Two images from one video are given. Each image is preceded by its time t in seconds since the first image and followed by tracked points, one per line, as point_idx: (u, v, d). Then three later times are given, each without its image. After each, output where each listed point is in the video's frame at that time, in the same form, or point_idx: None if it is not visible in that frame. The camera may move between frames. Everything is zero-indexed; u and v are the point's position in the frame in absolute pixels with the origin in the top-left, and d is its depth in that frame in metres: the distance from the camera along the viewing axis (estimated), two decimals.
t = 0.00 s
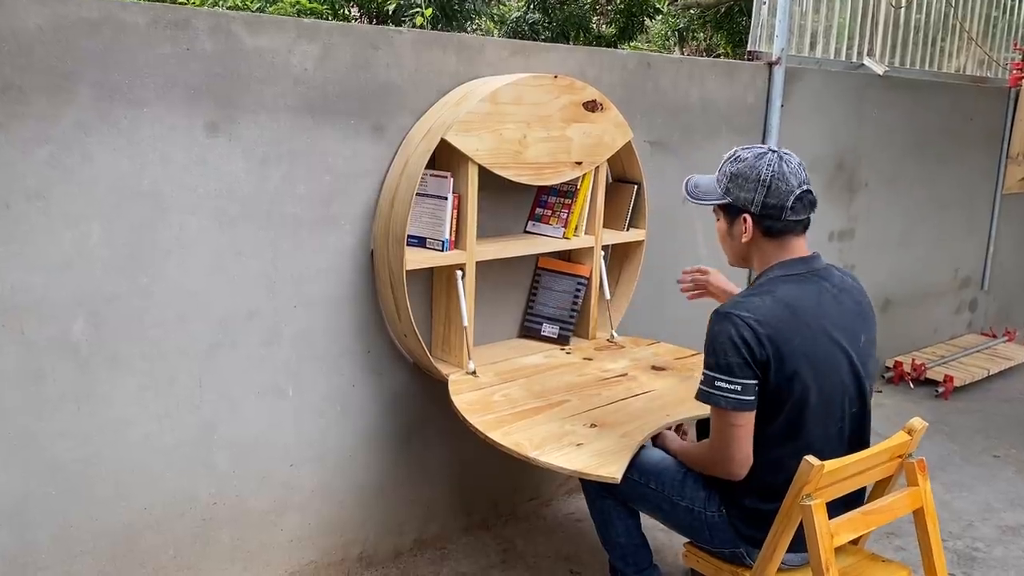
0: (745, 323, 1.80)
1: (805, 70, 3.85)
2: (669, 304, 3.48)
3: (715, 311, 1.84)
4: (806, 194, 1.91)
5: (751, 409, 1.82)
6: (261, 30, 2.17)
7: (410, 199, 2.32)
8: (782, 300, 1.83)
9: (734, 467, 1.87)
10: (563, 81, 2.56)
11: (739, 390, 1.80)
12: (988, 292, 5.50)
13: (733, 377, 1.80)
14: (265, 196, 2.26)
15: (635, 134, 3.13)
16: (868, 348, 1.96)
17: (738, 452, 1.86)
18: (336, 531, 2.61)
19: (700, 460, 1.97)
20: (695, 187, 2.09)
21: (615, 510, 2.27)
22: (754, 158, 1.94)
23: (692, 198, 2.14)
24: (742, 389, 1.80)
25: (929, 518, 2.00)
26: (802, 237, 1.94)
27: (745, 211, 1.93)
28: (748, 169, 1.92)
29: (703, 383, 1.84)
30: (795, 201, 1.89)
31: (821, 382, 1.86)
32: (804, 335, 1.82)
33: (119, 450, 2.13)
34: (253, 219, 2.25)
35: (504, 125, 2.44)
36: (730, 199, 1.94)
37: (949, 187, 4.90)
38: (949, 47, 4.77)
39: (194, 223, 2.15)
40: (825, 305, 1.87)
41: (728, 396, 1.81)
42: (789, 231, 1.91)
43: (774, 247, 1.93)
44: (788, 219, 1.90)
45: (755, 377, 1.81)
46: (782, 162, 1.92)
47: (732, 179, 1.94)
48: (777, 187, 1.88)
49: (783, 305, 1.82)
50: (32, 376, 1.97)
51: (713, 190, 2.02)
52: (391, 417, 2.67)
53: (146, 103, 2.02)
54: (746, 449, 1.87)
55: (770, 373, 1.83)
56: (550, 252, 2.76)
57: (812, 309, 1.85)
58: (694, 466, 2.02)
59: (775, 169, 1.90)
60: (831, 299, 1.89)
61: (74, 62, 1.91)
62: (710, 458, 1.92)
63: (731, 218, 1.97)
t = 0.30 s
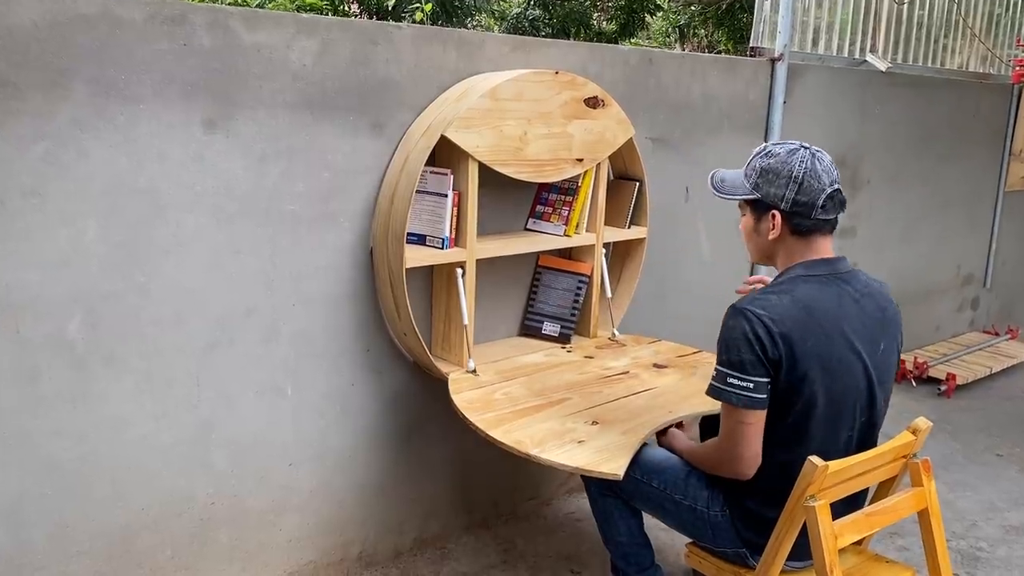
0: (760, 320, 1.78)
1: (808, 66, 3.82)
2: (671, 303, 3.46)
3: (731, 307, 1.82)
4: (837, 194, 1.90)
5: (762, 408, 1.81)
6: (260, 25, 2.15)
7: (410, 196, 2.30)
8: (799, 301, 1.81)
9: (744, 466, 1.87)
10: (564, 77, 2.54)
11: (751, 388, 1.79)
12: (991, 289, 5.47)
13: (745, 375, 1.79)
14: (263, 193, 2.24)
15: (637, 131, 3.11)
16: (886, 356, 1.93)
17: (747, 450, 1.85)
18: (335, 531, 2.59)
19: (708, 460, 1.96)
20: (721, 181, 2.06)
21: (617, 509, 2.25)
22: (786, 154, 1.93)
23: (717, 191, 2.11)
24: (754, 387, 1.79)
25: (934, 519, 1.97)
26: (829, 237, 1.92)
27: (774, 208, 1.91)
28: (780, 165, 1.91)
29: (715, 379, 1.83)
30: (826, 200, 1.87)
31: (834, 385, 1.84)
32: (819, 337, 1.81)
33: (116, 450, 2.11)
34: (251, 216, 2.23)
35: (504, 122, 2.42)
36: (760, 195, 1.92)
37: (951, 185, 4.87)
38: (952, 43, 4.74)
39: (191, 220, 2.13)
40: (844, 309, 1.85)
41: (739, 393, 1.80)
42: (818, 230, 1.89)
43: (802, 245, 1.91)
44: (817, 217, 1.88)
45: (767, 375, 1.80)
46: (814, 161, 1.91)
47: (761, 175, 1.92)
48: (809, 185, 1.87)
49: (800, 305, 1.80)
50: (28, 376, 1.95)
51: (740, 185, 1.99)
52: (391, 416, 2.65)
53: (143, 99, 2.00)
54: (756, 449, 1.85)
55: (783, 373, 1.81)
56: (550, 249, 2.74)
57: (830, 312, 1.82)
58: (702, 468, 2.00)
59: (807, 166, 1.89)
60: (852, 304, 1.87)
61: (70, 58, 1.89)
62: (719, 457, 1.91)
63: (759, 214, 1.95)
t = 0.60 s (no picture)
0: (778, 323, 1.76)
1: (811, 63, 3.79)
2: (673, 302, 3.43)
3: (748, 309, 1.81)
4: (867, 201, 1.88)
5: (777, 412, 1.79)
6: (258, 22, 2.12)
7: (410, 194, 2.27)
8: (818, 303, 1.79)
9: (756, 472, 1.85)
10: (567, 74, 2.51)
11: (767, 391, 1.77)
12: (994, 287, 5.44)
13: (762, 378, 1.77)
14: (262, 192, 2.21)
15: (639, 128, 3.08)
16: (904, 361, 1.92)
17: (761, 455, 1.82)
18: (334, 533, 2.57)
19: (717, 458, 1.93)
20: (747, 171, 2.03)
21: (622, 512, 2.24)
22: (822, 154, 1.89)
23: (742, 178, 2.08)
24: (770, 390, 1.77)
25: (941, 521, 1.95)
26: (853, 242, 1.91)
27: (803, 208, 1.88)
28: (815, 165, 1.88)
29: (730, 382, 1.82)
30: (856, 206, 1.85)
31: (852, 389, 1.82)
32: (838, 341, 1.79)
33: (114, 451, 2.09)
34: (251, 216, 2.21)
35: (506, 119, 2.39)
36: (789, 193, 1.89)
37: (955, 182, 4.84)
38: (956, 40, 4.71)
39: (189, 219, 2.10)
40: (864, 312, 1.83)
41: (755, 396, 1.78)
42: (844, 235, 1.87)
43: (826, 249, 1.89)
44: (845, 223, 1.86)
45: (784, 379, 1.78)
46: (849, 165, 1.88)
47: (794, 173, 1.89)
48: (842, 190, 1.84)
49: (819, 308, 1.78)
50: (23, 377, 1.93)
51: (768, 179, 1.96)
52: (392, 417, 2.62)
53: (139, 96, 1.97)
54: (769, 455, 1.83)
55: (800, 376, 1.79)
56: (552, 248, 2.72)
57: (849, 315, 1.81)
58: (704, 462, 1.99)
59: (842, 170, 1.86)
60: (871, 306, 1.85)
61: (65, 54, 1.86)
62: (730, 460, 1.89)
63: (785, 213, 1.92)
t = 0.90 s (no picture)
0: (785, 329, 1.73)
1: (816, 62, 3.76)
2: (677, 303, 3.40)
3: (755, 315, 1.78)
4: (879, 208, 1.84)
5: (785, 420, 1.76)
6: (259, 21, 2.09)
7: (413, 196, 2.24)
8: (826, 309, 1.76)
9: (761, 480, 1.81)
10: (571, 74, 2.48)
11: (775, 399, 1.74)
12: (999, 288, 5.41)
13: (769, 385, 1.74)
14: (262, 194, 2.18)
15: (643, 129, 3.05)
16: (913, 367, 1.89)
17: (767, 462, 1.79)
18: (336, 538, 2.54)
19: (724, 457, 1.92)
20: (758, 171, 2.00)
21: (628, 519, 2.23)
22: (836, 158, 1.86)
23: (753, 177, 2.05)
24: (777, 398, 1.74)
25: (951, 529, 1.92)
26: (863, 248, 1.88)
27: (814, 212, 1.85)
28: (827, 169, 1.84)
29: (737, 389, 1.79)
30: (868, 213, 1.82)
31: (861, 395, 1.79)
32: (846, 347, 1.76)
33: (113, 457, 2.06)
34: (252, 219, 2.18)
35: (510, 120, 2.36)
36: (800, 196, 1.86)
37: (960, 182, 4.81)
38: (961, 39, 4.68)
39: (188, 221, 2.07)
40: (873, 317, 1.80)
41: (762, 404, 1.75)
42: (854, 241, 1.84)
43: (835, 254, 1.86)
44: (856, 229, 1.83)
45: (791, 386, 1.75)
46: (863, 171, 1.84)
47: (807, 176, 1.85)
48: (854, 196, 1.81)
49: (827, 314, 1.75)
50: (20, 383, 1.90)
51: (779, 181, 1.93)
52: (394, 421, 2.60)
53: (137, 97, 1.94)
54: (776, 462, 1.80)
55: (808, 383, 1.76)
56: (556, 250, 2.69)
57: (858, 321, 1.78)
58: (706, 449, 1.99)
59: (856, 176, 1.82)
60: (880, 311, 1.82)
61: (62, 55, 1.83)
62: (736, 466, 1.86)
63: (795, 216, 1.89)
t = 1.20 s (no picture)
0: (791, 336, 1.70)
1: (824, 62, 3.72)
2: (683, 305, 3.36)
3: (760, 323, 1.74)
4: (882, 208, 1.80)
5: (794, 428, 1.72)
6: (260, 20, 2.06)
7: (418, 197, 2.21)
8: (832, 314, 1.72)
9: (769, 492, 1.78)
10: (577, 74, 2.44)
11: (782, 407, 1.71)
12: (1005, 289, 5.38)
13: (776, 394, 1.71)
14: (264, 195, 2.15)
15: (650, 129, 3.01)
16: (923, 369, 1.85)
17: (777, 472, 1.76)
18: (338, 544, 2.51)
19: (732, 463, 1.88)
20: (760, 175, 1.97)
21: (636, 528, 2.20)
22: (836, 159, 1.82)
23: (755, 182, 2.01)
24: (785, 406, 1.71)
25: (965, 538, 1.88)
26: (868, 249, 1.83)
27: (815, 214, 1.81)
28: (827, 170, 1.81)
29: (744, 399, 1.75)
30: (870, 213, 1.78)
31: (871, 399, 1.75)
32: (854, 352, 1.72)
33: (112, 463, 2.03)
34: (254, 221, 2.14)
35: (515, 120, 2.32)
36: (801, 199, 1.83)
37: (967, 183, 4.77)
38: (969, 38, 4.64)
39: (189, 223, 2.04)
40: (880, 319, 1.76)
41: (770, 413, 1.72)
42: (858, 243, 1.80)
43: (839, 257, 1.82)
44: (859, 230, 1.79)
45: (799, 394, 1.71)
46: (864, 170, 1.80)
47: (806, 178, 1.82)
48: (855, 196, 1.77)
49: (833, 319, 1.72)
50: (18, 388, 1.87)
51: (780, 184, 1.89)
52: (397, 425, 2.56)
53: (137, 97, 1.91)
54: (785, 476, 1.76)
55: (816, 390, 1.73)
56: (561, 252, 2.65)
57: (865, 324, 1.74)
58: (714, 453, 1.95)
59: (856, 176, 1.79)
60: (887, 313, 1.78)
61: (61, 54, 1.79)
62: (745, 474, 1.83)
63: (797, 218, 1.85)
